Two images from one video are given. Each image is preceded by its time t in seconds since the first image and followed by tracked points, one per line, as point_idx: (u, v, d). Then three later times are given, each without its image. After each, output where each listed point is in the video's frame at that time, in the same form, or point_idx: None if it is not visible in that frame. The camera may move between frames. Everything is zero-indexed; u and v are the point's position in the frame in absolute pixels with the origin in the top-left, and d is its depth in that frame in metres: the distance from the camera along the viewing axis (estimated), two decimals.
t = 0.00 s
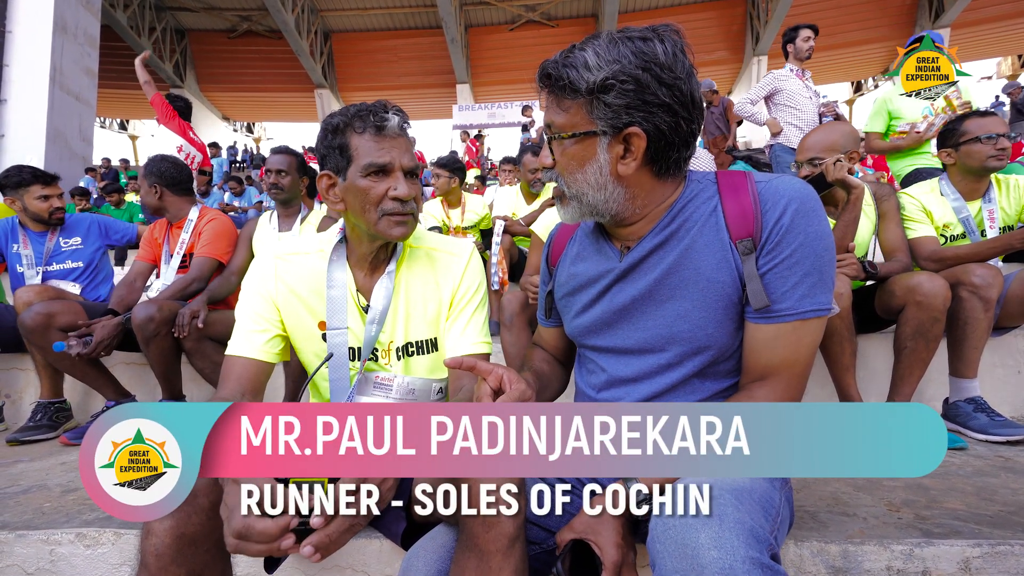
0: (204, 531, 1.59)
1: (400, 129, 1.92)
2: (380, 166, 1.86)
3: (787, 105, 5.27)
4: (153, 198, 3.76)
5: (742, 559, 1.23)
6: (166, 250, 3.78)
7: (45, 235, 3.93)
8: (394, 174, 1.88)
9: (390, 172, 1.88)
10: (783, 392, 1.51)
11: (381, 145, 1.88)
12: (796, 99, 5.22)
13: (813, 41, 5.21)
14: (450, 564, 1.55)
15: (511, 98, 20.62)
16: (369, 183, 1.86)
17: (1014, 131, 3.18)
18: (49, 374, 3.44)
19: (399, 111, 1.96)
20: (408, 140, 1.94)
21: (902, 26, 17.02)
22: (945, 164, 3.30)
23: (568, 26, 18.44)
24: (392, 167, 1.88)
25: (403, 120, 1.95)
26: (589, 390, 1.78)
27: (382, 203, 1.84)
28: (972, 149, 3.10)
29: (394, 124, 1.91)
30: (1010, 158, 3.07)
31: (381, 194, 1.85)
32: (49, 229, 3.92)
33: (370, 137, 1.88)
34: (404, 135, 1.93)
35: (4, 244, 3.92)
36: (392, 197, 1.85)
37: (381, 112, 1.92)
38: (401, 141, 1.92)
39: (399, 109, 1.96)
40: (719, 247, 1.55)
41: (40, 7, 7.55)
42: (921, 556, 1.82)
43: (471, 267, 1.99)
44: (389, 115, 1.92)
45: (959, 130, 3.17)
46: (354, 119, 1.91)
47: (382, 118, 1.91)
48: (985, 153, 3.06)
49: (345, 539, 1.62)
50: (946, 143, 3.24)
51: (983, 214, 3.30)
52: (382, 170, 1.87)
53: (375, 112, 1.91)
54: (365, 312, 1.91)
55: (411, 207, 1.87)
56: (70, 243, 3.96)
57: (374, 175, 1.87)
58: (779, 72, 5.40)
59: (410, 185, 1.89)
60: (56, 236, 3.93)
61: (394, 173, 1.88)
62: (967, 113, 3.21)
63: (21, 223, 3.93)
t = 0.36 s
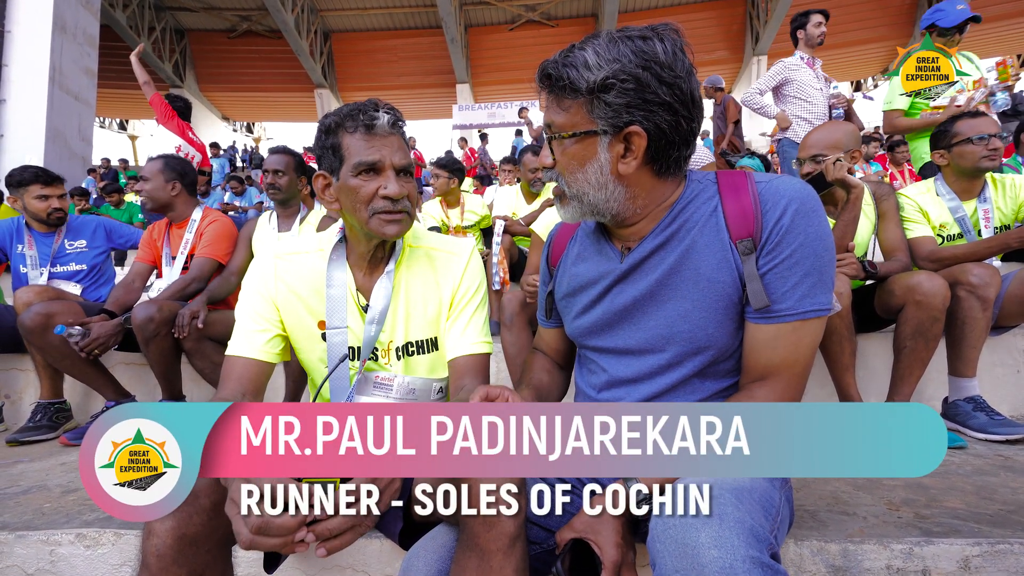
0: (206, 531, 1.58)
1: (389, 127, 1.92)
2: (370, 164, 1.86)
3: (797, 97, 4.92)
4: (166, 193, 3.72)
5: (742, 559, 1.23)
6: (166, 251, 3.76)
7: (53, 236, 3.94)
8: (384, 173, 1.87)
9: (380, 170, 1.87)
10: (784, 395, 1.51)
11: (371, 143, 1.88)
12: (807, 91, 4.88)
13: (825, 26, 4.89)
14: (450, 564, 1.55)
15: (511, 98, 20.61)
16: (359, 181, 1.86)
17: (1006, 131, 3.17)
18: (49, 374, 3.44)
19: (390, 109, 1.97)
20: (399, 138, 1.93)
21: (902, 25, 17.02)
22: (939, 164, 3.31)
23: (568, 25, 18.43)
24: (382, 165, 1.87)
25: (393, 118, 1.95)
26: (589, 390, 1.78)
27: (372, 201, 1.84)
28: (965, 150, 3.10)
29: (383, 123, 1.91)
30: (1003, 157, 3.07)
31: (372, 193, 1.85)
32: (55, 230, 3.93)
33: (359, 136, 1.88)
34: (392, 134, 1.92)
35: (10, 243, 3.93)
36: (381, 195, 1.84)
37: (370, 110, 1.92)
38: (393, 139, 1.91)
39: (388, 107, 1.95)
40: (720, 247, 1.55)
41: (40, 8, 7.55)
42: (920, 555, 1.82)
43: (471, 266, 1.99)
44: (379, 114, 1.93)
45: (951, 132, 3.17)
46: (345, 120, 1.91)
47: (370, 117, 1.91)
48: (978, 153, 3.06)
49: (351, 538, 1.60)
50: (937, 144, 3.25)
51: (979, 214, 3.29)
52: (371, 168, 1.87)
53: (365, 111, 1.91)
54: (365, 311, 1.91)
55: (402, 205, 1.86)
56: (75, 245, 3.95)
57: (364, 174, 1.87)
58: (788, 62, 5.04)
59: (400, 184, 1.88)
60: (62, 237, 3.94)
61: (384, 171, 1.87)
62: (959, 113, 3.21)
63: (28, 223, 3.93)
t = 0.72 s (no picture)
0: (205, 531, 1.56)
1: (381, 127, 1.89)
2: (361, 164, 1.86)
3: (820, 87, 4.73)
4: (171, 192, 3.72)
5: (744, 559, 1.23)
6: (167, 251, 3.75)
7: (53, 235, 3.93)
8: (375, 174, 1.87)
9: (371, 172, 1.87)
10: (785, 395, 1.51)
11: (362, 145, 1.87)
12: (831, 80, 4.69)
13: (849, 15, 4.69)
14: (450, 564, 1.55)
15: (511, 98, 20.62)
16: (350, 183, 1.86)
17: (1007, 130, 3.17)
18: (49, 374, 3.44)
19: (383, 110, 1.94)
20: (393, 139, 1.91)
21: (902, 26, 17.02)
22: (938, 164, 3.31)
23: (568, 25, 18.43)
24: (372, 166, 1.86)
25: (384, 118, 1.91)
26: (590, 391, 1.78)
27: (362, 203, 1.84)
28: (965, 150, 3.10)
29: (374, 124, 1.88)
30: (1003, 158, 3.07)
31: (362, 195, 1.85)
32: (55, 230, 3.93)
33: (352, 138, 1.88)
34: (384, 134, 1.89)
35: (13, 243, 3.93)
36: (371, 198, 1.84)
37: (362, 112, 1.89)
38: (385, 141, 1.89)
39: (381, 108, 1.93)
40: (720, 248, 1.55)
41: (40, 8, 7.55)
42: (921, 555, 1.82)
43: (470, 267, 1.98)
44: (371, 115, 1.90)
45: (951, 132, 3.17)
46: (339, 121, 1.91)
47: (362, 118, 1.88)
48: (978, 154, 3.06)
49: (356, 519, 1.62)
50: (935, 145, 3.26)
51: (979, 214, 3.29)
52: (363, 169, 1.87)
53: (357, 113, 1.89)
54: (364, 311, 1.90)
55: (393, 208, 1.85)
56: (75, 246, 3.95)
57: (355, 175, 1.87)
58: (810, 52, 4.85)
59: (391, 186, 1.86)
60: (62, 237, 3.93)
61: (376, 173, 1.87)
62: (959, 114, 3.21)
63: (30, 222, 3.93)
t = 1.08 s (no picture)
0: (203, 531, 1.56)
1: (381, 135, 1.87)
2: (359, 172, 1.85)
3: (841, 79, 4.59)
4: (170, 192, 3.73)
5: (745, 559, 1.23)
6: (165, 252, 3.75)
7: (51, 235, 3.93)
8: (373, 181, 1.86)
9: (369, 179, 1.86)
10: (784, 395, 1.51)
11: (361, 151, 1.86)
12: (852, 71, 4.55)
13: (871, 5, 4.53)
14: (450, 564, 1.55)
15: (510, 99, 20.63)
16: (348, 189, 1.85)
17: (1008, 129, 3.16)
18: (49, 375, 3.44)
19: (383, 116, 1.92)
20: (392, 145, 1.90)
21: (902, 25, 17.03)
22: (939, 164, 3.30)
23: (568, 25, 18.44)
24: (371, 173, 1.85)
25: (384, 124, 1.90)
26: (589, 390, 1.78)
27: (358, 210, 1.84)
28: (966, 149, 3.10)
29: (374, 131, 1.87)
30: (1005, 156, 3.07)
31: (359, 202, 1.84)
32: (52, 230, 3.92)
33: (351, 143, 1.87)
34: (384, 141, 1.88)
35: (13, 245, 3.94)
36: (368, 205, 1.83)
37: (362, 118, 1.88)
38: (383, 148, 1.88)
39: (381, 114, 1.91)
40: (718, 248, 1.55)
41: (40, 7, 7.54)
42: (921, 555, 1.82)
43: (469, 266, 1.98)
44: (370, 122, 1.88)
45: (952, 131, 3.17)
46: (339, 124, 1.90)
47: (361, 125, 1.87)
48: (979, 153, 3.06)
49: (357, 524, 1.61)
50: (936, 144, 3.26)
51: (979, 214, 3.29)
52: (361, 176, 1.85)
53: (356, 118, 1.88)
54: (363, 311, 1.90)
55: (390, 215, 1.85)
56: (74, 246, 3.94)
57: (353, 182, 1.86)
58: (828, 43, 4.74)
59: (388, 194, 1.86)
60: (60, 237, 3.92)
61: (373, 180, 1.86)
62: (959, 113, 3.21)
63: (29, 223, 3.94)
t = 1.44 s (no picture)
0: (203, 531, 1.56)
1: (406, 139, 1.91)
2: (385, 174, 1.85)
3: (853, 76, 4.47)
4: (167, 192, 3.73)
5: (744, 559, 1.23)
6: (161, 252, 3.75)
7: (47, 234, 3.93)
8: (397, 184, 1.87)
9: (394, 182, 1.87)
10: (784, 394, 1.51)
11: (386, 154, 1.87)
12: (865, 68, 4.43)
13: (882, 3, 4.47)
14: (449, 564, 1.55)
15: (510, 99, 20.63)
16: (372, 192, 1.85)
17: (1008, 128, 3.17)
18: (49, 375, 3.44)
19: (404, 121, 1.95)
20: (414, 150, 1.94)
21: (902, 24, 17.02)
22: (939, 163, 3.30)
23: (567, 25, 18.45)
24: (396, 176, 1.87)
25: (410, 131, 1.93)
26: (588, 389, 1.78)
27: (384, 213, 1.83)
28: (966, 148, 3.10)
29: (400, 135, 1.90)
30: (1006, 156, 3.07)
31: (386, 205, 1.84)
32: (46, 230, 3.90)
33: (375, 146, 1.87)
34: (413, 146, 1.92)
35: (14, 247, 3.97)
36: (395, 208, 1.84)
37: (387, 122, 1.90)
38: (406, 152, 1.91)
39: (405, 121, 1.94)
40: (716, 246, 1.55)
41: (39, 7, 7.54)
42: (920, 554, 1.82)
43: (468, 266, 1.98)
44: (396, 125, 1.91)
45: (952, 130, 3.17)
46: (358, 124, 1.89)
47: (388, 129, 1.90)
48: (980, 152, 3.06)
49: (358, 524, 1.59)
50: (937, 143, 3.26)
51: (979, 213, 3.30)
52: (386, 179, 1.86)
53: (381, 121, 1.89)
54: (362, 311, 1.90)
55: (413, 218, 1.87)
56: (69, 246, 3.93)
57: (378, 184, 1.85)
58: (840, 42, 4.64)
59: (412, 196, 1.88)
60: (56, 236, 3.91)
61: (399, 184, 1.87)
62: (959, 112, 3.22)
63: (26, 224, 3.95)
